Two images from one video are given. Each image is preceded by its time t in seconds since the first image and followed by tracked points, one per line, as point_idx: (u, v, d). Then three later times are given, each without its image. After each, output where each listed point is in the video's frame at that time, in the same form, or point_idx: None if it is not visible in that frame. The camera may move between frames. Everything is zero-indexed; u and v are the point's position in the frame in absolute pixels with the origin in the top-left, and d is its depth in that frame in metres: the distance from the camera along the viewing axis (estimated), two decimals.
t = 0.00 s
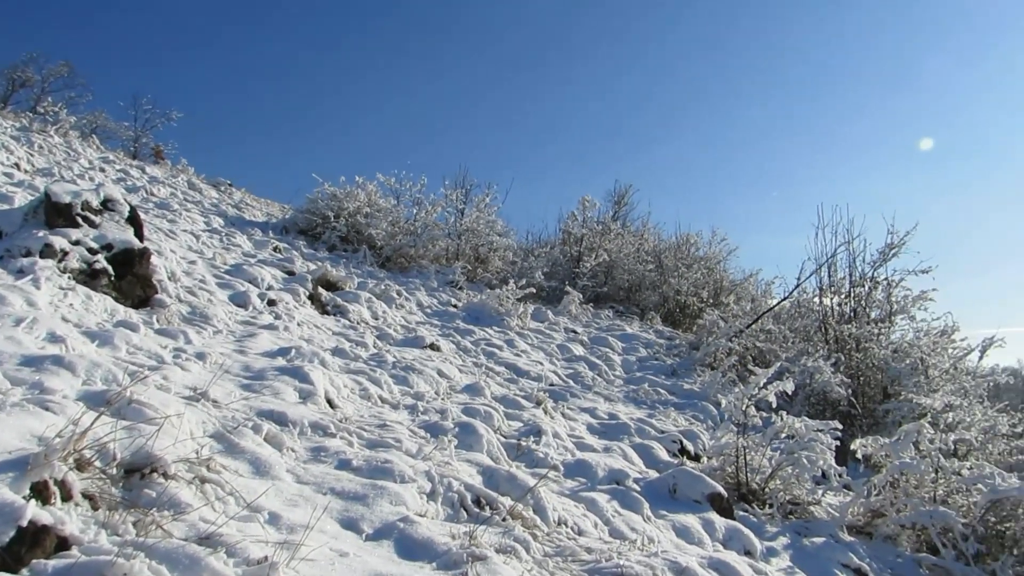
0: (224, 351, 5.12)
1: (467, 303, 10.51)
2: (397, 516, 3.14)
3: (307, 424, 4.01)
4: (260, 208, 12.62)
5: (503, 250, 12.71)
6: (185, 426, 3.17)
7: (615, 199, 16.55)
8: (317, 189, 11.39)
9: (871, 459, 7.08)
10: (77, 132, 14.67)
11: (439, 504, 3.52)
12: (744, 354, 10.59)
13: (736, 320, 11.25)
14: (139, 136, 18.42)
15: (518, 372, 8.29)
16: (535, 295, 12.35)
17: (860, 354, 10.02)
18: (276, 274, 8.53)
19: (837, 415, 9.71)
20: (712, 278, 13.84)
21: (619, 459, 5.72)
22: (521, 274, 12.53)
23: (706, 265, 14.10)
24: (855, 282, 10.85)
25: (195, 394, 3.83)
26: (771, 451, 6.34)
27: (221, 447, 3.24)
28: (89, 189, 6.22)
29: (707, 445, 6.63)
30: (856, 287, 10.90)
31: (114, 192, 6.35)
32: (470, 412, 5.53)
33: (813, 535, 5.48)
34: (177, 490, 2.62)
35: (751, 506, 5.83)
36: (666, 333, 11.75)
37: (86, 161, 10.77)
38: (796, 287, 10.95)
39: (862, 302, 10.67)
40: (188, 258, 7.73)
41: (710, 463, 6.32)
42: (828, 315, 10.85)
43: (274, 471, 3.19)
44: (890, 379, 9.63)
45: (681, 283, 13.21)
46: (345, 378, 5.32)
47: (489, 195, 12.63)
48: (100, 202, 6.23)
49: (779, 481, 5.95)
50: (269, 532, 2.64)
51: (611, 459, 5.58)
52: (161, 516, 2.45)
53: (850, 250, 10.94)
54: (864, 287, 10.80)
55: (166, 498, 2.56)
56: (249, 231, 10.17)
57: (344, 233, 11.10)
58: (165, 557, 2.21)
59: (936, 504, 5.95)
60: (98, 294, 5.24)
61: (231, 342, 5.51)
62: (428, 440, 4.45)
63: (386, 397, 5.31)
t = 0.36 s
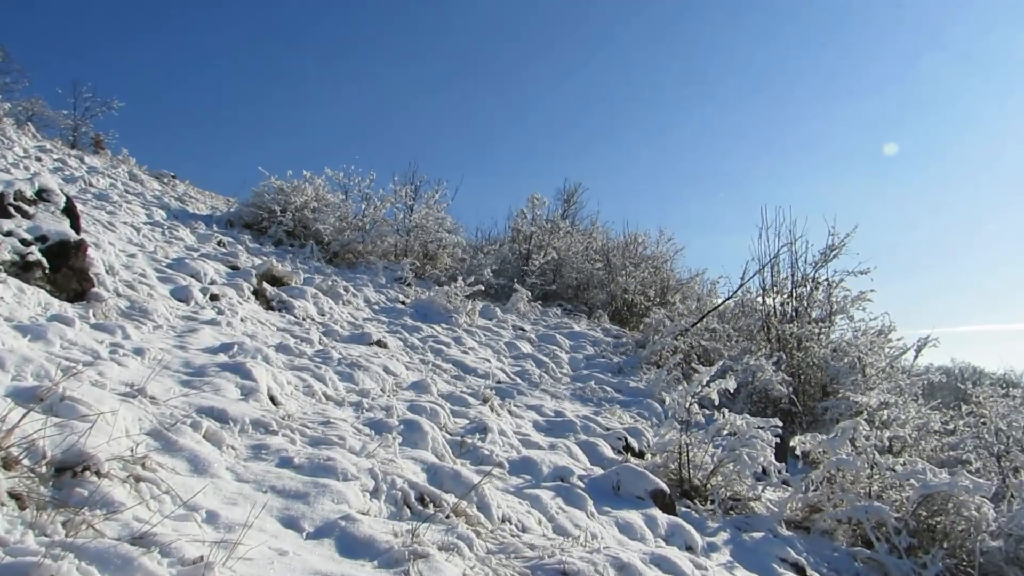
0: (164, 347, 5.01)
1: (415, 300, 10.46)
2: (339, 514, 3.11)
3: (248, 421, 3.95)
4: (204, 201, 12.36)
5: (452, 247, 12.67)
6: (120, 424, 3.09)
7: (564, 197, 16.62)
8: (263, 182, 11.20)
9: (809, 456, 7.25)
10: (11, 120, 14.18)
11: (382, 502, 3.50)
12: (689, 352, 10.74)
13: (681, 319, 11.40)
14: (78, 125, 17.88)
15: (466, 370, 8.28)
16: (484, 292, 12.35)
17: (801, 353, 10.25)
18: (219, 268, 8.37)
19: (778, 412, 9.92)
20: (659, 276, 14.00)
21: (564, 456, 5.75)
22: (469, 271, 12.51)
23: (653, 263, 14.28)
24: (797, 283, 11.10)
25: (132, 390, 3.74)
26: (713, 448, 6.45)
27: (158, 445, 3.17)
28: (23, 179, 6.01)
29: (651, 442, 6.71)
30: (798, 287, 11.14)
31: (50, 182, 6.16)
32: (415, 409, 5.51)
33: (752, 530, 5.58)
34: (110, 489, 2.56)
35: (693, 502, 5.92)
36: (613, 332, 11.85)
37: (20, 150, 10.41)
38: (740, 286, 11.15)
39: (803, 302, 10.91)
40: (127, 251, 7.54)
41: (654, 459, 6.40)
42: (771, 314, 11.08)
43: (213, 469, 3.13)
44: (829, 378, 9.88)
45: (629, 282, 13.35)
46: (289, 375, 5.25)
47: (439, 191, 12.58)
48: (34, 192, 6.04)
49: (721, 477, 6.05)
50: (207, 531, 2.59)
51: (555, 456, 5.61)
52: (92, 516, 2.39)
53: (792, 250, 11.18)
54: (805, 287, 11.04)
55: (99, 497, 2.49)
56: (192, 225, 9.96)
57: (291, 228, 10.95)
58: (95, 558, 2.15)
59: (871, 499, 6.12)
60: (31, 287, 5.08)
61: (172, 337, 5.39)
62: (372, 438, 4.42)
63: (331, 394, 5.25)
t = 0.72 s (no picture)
0: (103, 342, 4.88)
1: (365, 297, 10.37)
2: (281, 513, 3.08)
3: (190, 419, 3.87)
4: (148, 194, 12.08)
5: (403, 244, 12.59)
6: (55, 421, 3.01)
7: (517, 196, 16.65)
8: (210, 176, 10.99)
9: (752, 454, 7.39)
10: None
11: (326, 500, 3.47)
12: (637, 353, 10.85)
13: (630, 319, 11.50)
14: (17, 113, 17.29)
15: (414, 368, 8.24)
16: (434, 290, 12.31)
17: (746, 354, 10.43)
18: (163, 262, 8.19)
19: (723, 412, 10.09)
20: (609, 277, 14.11)
21: (511, 454, 5.76)
22: (420, 269, 12.46)
23: (603, 264, 14.39)
24: (743, 285, 11.29)
25: (69, 386, 3.64)
26: (658, 446, 6.52)
27: (94, 442, 3.09)
28: None
29: (598, 441, 6.77)
30: (744, 289, 11.32)
31: None
32: (362, 407, 5.47)
33: (695, 528, 5.66)
34: (43, 488, 2.49)
35: (638, 500, 5.98)
36: (563, 331, 11.91)
37: None
38: (688, 288, 11.30)
39: (749, 304, 11.09)
40: (67, 244, 7.33)
41: (600, 458, 6.45)
42: (717, 316, 11.25)
43: (152, 468, 3.07)
44: (772, 378, 10.08)
45: (579, 282, 13.43)
46: (233, 372, 5.16)
47: (390, 188, 12.49)
48: None
49: (666, 476, 6.12)
50: (144, 530, 2.54)
51: (502, 455, 5.62)
52: (23, 515, 2.32)
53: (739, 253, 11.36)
54: (751, 289, 11.23)
55: (30, 496, 2.42)
56: (135, 217, 9.73)
57: (238, 223, 10.77)
58: (25, 559, 2.09)
59: (811, 497, 6.26)
60: None
61: (111, 333, 5.26)
62: (317, 436, 4.37)
63: (276, 392, 5.18)
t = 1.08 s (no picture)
0: (42, 336, 4.75)
1: (316, 293, 10.25)
2: (225, 510, 3.03)
3: (132, 415, 3.79)
4: (93, 184, 11.78)
5: (355, 240, 12.48)
6: None
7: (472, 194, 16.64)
8: (158, 167, 10.76)
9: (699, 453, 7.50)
10: None
11: (272, 498, 3.43)
12: (589, 352, 10.87)
13: (582, 319, 11.56)
14: None
15: (365, 365, 8.18)
16: (386, 287, 12.23)
17: (696, 354, 10.57)
18: (108, 255, 8.00)
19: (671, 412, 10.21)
20: (562, 276, 14.17)
21: (461, 452, 5.75)
22: (373, 265, 12.36)
23: (556, 263, 14.45)
24: (693, 286, 11.44)
25: (4, 381, 3.53)
26: (608, 444, 6.58)
27: (31, 439, 3.01)
28: None
29: (548, 439, 6.80)
30: (695, 290, 11.46)
31: None
32: (311, 404, 5.42)
33: (643, 525, 5.72)
34: None
35: (587, 498, 6.03)
36: (516, 330, 11.93)
37: None
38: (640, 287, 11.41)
39: (699, 304, 11.24)
40: (6, 235, 7.11)
41: (550, 456, 6.47)
42: (668, 315, 11.33)
43: (91, 465, 3.00)
44: (720, 378, 10.24)
45: (532, 280, 13.46)
46: (178, 368, 5.07)
47: (343, 184, 12.38)
48: None
49: (614, 474, 6.18)
50: (81, 529, 2.48)
51: (452, 453, 5.61)
52: None
53: (690, 254, 11.51)
54: (701, 290, 11.38)
55: None
56: (79, 208, 9.48)
57: (187, 216, 10.57)
58: None
59: (755, 495, 6.38)
60: None
61: (51, 327, 5.12)
62: (264, 433, 4.32)
63: (222, 388, 5.10)
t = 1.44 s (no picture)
0: None
1: (260, 289, 10.10)
2: (158, 510, 2.97)
3: (63, 412, 3.69)
4: (28, 174, 11.41)
5: (301, 236, 12.32)
6: None
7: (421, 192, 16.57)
8: (96, 158, 10.47)
9: (641, 452, 7.59)
10: None
11: (208, 497, 3.37)
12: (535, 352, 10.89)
13: (530, 319, 11.60)
14: None
15: (309, 363, 8.09)
16: (332, 284, 12.10)
17: (640, 355, 10.70)
18: (42, 247, 7.76)
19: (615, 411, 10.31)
20: (510, 276, 14.20)
21: (405, 451, 5.73)
22: (319, 262, 12.22)
23: (504, 262, 14.48)
24: (639, 287, 11.57)
25: None
26: (551, 444, 6.62)
27: None
28: None
29: (492, 439, 6.80)
30: (641, 291, 11.59)
31: None
32: (252, 402, 5.34)
33: (585, 524, 5.78)
34: None
35: (529, 497, 6.05)
36: (463, 329, 11.91)
37: None
38: (586, 288, 11.50)
39: (645, 305, 11.38)
40: None
41: (493, 455, 6.48)
42: (613, 316, 11.43)
43: (18, 464, 2.91)
44: (664, 378, 10.39)
45: (480, 279, 13.46)
46: (114, 364, 4.94)
47: (290, 179, 12.21)
48: None
49: (558, 473, 6.22)
50: (6, 530, 2.41)
51: (396, 452, 5.58)
52: None
53: (636, 256, 11.64)
54: (646, 292, 11.52)
55: None
56: (12, 198, 9.17)
57: (127, 208, 10.30)
58: None
59: (695, 493, 6.48)
60: None
61: None
62: (202, 432, 4.24)
63: (160, 385, 5.00)
